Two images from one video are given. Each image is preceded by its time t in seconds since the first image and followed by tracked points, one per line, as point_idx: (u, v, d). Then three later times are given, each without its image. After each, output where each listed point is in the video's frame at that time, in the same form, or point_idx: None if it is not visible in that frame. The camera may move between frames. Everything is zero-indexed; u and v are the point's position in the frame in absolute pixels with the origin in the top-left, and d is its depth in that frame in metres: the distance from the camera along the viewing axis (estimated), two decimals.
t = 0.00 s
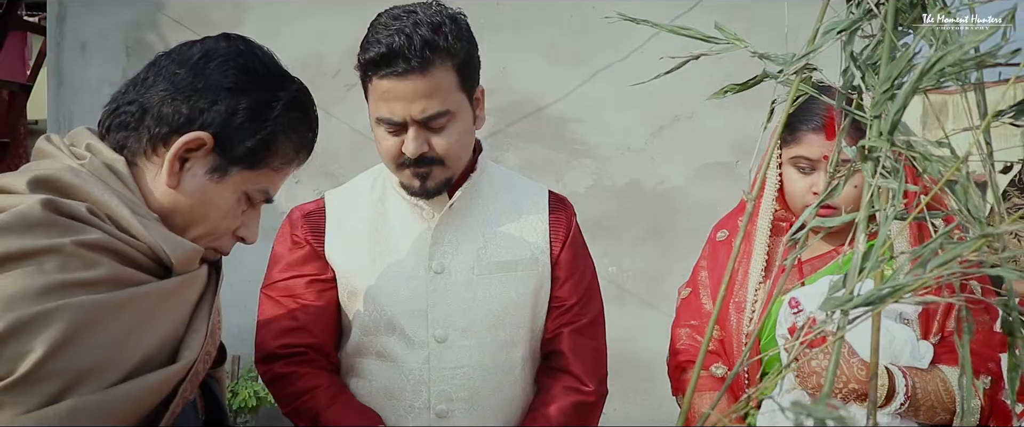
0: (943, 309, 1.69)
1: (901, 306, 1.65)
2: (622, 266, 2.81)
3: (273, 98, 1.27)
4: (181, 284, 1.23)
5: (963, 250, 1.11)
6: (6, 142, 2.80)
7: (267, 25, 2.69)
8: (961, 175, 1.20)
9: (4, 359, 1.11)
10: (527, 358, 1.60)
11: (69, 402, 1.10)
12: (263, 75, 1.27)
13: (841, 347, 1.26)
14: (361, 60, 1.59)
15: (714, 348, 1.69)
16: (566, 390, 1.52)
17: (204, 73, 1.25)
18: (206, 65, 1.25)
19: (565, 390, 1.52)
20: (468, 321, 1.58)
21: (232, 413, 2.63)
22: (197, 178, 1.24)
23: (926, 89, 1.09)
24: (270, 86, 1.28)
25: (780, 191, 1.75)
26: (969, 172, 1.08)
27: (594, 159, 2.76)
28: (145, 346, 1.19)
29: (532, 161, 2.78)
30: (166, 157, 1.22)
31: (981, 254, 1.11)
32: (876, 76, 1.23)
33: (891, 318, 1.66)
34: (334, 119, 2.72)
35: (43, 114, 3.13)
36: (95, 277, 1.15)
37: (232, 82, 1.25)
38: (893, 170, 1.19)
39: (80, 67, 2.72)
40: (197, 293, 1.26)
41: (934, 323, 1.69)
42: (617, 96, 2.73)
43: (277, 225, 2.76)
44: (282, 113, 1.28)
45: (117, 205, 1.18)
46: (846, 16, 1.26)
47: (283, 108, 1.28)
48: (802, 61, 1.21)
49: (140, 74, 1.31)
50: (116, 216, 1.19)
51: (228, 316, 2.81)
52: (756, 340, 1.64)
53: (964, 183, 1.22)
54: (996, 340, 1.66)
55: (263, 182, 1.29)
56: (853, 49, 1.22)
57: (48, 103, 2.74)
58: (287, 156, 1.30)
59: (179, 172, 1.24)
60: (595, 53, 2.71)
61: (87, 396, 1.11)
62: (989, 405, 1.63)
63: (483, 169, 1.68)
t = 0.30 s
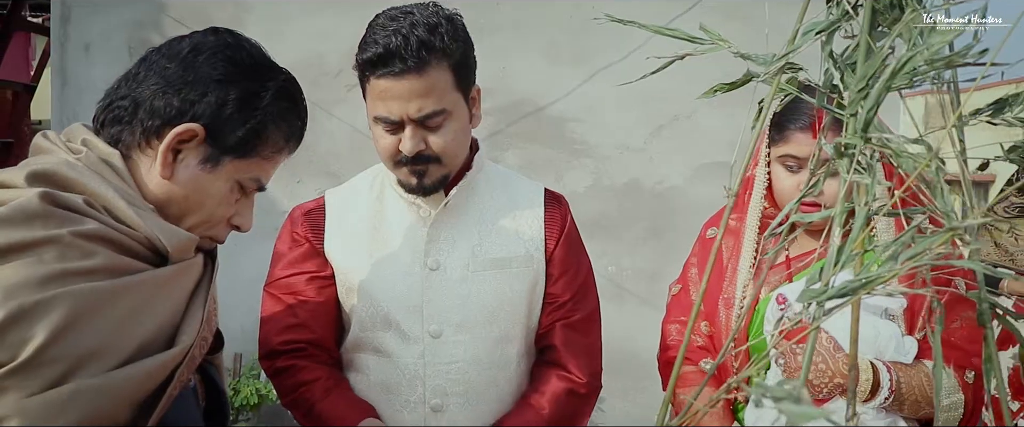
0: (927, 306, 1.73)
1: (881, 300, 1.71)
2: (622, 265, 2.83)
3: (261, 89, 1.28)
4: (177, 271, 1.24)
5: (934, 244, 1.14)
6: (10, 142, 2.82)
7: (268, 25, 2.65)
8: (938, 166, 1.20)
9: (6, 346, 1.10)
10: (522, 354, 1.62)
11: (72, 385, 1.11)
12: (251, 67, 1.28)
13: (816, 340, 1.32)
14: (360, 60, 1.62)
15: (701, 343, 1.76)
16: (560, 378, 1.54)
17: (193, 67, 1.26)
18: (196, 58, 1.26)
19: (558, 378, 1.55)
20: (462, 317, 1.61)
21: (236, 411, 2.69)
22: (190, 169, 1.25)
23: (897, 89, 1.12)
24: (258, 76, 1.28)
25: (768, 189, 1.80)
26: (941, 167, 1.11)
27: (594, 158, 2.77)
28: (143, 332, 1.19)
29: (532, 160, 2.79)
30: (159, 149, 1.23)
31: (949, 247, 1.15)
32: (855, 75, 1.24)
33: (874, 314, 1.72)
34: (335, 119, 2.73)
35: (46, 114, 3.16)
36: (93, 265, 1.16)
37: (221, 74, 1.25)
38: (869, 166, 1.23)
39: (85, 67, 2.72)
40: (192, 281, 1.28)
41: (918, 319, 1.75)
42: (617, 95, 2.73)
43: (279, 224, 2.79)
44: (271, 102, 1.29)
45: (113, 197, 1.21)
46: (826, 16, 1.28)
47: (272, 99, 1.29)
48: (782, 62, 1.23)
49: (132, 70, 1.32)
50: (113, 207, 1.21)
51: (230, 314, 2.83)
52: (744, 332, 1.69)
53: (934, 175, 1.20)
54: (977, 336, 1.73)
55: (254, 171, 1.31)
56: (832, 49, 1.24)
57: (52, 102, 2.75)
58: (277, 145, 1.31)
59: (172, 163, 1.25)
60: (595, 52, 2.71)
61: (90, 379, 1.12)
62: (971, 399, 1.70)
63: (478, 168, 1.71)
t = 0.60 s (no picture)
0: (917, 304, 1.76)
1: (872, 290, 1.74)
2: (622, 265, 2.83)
3: (252, 84, 1.31)
4: (175, 263, 1.28)
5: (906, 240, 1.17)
6: (16, 143, 2.87)
7: (270, 25, 2.70)
8: (907, 166, 1.24)
9: (13, 337, 1.14)
10: (517, 351, 1.65)
11: (77, 373, 1.14)
12: (241, 63, 1.31)
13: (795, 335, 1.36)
14: (359, 61, 1.65)
15: (693, 340, 1.81)
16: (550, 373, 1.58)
17: (185, 66, 1.29)
18: (188, 56, 1.29)
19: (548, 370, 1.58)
20: (457, 314, 1.64)
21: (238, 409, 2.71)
22: (186, 164, 1.28)
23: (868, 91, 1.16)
24: (249, 72, 1.31)
25: (759, 188, 1.85)
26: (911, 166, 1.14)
27: (594, 158, 2.77)
28: (143, 323, 1.23)
29: (532, 161, 2.79)
30: (155, 145, 1.27)
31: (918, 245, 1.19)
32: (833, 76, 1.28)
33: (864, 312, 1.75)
34: (336, 119, 2.75)
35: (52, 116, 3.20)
36: (94, 259, 1.19)
37: (212, 71, 1.28)
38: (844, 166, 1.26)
39: (89, 68, 2.75)
40: (191, 273, 1.31)
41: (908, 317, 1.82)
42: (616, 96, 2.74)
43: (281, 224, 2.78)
44: (262, 97, 1.32)
45: (113, 193, 1.24)
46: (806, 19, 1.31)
47: (263, 92, 1.32)
48: (761, 65, 1.27)
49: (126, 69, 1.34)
50: (111, 203, 1.24)
51: (230, 314, 2.84)
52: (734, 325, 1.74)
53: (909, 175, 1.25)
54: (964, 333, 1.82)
55: (248, 164, 1.34)
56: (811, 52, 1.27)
57: (58, 103, 2.78)
58: (270, 137, 1.34)
59: (168, 158, 1.28)
60: (595, 52, 2.72)
61: (94, 367, 1.15)
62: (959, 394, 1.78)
63: (475, 168, 1.74)
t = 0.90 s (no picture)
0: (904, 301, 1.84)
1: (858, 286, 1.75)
2: (622, 265, 2.82)
3: (248, 87, 1.35)
4: (175, 260, 1.33)
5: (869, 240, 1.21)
6: (26, 144, 2.93)
7: (277, 27, 2.73)
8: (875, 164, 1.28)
9: (21, 330, 1.18)
10: (509, 347, 1.70)
11: (84, 364, 1.19)
12: (238, 67, 1.35)
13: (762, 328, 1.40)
14: (357, 63, 1.68)
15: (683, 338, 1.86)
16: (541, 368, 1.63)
17: (183, 70, 1.33)
18: (187, 60, 1.34)
19: (538, 365, 1.64)
20: (450, 311, 1.69)
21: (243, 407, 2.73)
22: (186, 164, 1.33)
23: (833, 96, 1.20)
24: (246, 75, 1.36)
25: (749, 188, 1.89)
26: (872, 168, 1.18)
27: (595, 159, 2.76)
28: (146, 318, 1.28)
29: (535, 161, 2.76)
30: (156, 146, 1.31)
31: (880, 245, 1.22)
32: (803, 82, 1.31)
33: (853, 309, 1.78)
34: (342, 121, 2.77)
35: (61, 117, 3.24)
36: (99, 256, 1.24)
37: (210, 75, 1.33)
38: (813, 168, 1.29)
39: (100, 72, 2.74)
40: (191, 270, 1.36)
41: (894, 314, 1.87)
42: (618, 96, 2.73)
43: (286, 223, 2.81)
44: (258, 99, 1.36)
45: (116, 193, 1.29)
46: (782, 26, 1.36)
47: (259, 95, 1.37)
48: (735, 71, 1.31)
49: (127, 74, 1.39)
50: (114, 202, 1.29)
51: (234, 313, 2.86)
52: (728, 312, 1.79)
53: (871, 176, 1.29)
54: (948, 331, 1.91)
55: (246, 164, 1.39)
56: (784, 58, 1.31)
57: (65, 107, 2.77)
58: (266, 137, 1.39)
59: (169, 159, 1.33)
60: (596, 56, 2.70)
61: (100, 359, 1.20)
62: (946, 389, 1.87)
63: (469, 170, 1.78)
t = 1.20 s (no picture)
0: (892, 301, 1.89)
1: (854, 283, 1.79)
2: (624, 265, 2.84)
3: (246, 91, 1.40)
4: (177, 258, 1.38)
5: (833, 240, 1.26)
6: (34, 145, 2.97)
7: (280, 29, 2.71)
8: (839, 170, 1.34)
9: (26, 324, 1.23)
10: (502, 344, 1.74)
11: (86, 357, 1.23)
12: (237, 71, 1.39)
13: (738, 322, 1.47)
14: (354, 66, 1.72)
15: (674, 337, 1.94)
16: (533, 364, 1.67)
17: (183, 74, 1.38)
18: (187, 65, 1.38)
19: (531, 360, 1.68)
20: (444, 309, 1.73)
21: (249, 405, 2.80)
22: (186, 165, 1.38)
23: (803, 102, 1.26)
24: (244, 79, 1.40)
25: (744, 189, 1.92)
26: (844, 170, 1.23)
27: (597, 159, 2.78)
28: (147, 313, 1.32)
29: (538, 162, 2.79)
30: (157, 149, 1.36)
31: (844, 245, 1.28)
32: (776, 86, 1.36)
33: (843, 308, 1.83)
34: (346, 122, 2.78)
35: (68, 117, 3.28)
36: (102, 254, 1.28)
37: (209, 79, 1.37)
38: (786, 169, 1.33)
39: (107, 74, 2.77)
40: (192, 267, 1.41)
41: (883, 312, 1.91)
42: (622, 97, 2.75)
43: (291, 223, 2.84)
44: (256, 102, 1.41)
45: (118, 194, 1.33)
46: (759, 33, 1.41)
47: (257, 99, 1.41)
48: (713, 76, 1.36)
49: (130, 78, 1.44)
50: (117, 202, 1.33)
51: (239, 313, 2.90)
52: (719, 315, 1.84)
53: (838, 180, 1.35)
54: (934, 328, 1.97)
55: (244, 165, 1.43)
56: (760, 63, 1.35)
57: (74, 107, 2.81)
58: (264, 139, 1.43)
59: (170, 161, 1.37)
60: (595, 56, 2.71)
61: (101, 352, 1.24)
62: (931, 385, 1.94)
63: (464, 171, 1.82)
